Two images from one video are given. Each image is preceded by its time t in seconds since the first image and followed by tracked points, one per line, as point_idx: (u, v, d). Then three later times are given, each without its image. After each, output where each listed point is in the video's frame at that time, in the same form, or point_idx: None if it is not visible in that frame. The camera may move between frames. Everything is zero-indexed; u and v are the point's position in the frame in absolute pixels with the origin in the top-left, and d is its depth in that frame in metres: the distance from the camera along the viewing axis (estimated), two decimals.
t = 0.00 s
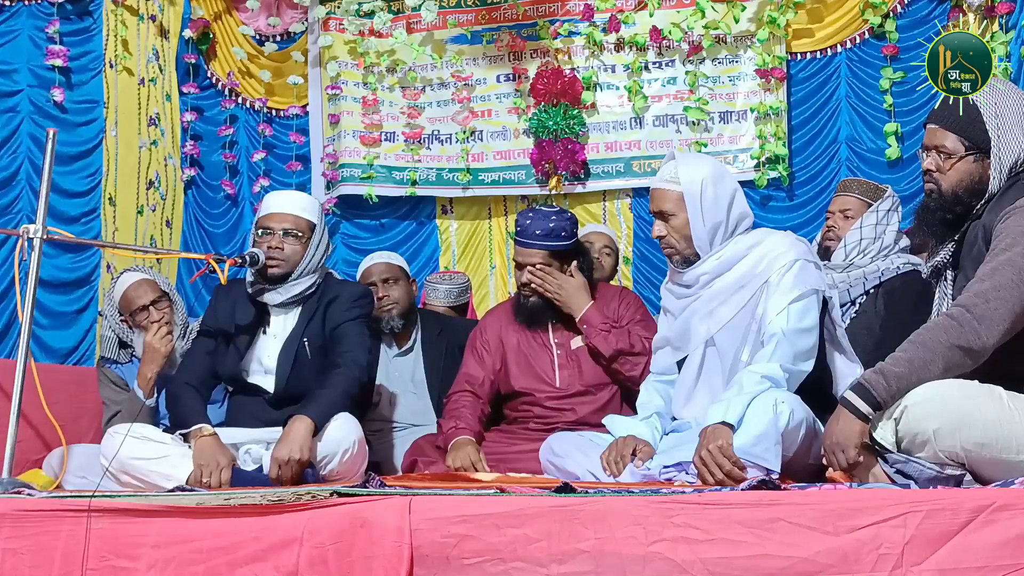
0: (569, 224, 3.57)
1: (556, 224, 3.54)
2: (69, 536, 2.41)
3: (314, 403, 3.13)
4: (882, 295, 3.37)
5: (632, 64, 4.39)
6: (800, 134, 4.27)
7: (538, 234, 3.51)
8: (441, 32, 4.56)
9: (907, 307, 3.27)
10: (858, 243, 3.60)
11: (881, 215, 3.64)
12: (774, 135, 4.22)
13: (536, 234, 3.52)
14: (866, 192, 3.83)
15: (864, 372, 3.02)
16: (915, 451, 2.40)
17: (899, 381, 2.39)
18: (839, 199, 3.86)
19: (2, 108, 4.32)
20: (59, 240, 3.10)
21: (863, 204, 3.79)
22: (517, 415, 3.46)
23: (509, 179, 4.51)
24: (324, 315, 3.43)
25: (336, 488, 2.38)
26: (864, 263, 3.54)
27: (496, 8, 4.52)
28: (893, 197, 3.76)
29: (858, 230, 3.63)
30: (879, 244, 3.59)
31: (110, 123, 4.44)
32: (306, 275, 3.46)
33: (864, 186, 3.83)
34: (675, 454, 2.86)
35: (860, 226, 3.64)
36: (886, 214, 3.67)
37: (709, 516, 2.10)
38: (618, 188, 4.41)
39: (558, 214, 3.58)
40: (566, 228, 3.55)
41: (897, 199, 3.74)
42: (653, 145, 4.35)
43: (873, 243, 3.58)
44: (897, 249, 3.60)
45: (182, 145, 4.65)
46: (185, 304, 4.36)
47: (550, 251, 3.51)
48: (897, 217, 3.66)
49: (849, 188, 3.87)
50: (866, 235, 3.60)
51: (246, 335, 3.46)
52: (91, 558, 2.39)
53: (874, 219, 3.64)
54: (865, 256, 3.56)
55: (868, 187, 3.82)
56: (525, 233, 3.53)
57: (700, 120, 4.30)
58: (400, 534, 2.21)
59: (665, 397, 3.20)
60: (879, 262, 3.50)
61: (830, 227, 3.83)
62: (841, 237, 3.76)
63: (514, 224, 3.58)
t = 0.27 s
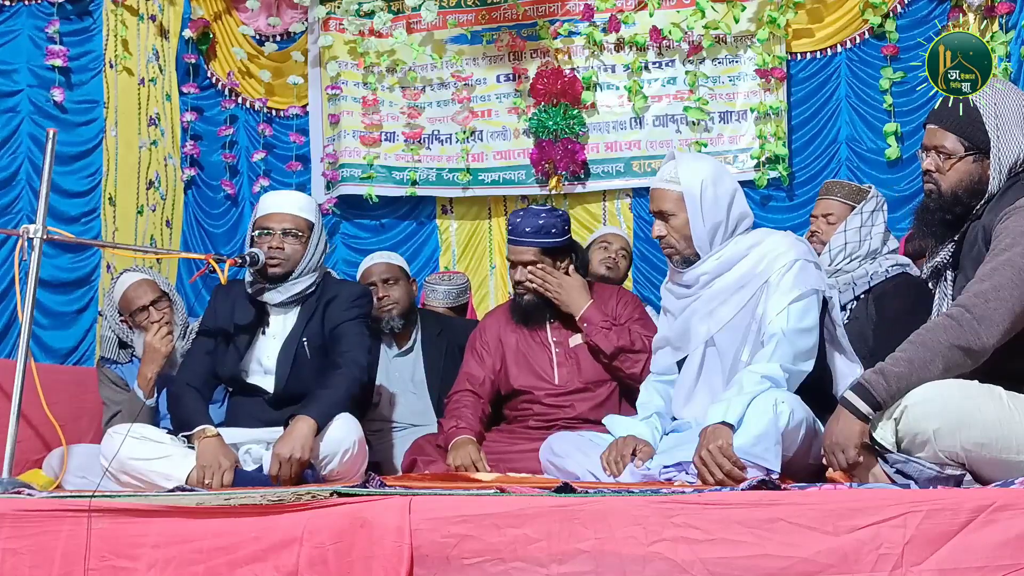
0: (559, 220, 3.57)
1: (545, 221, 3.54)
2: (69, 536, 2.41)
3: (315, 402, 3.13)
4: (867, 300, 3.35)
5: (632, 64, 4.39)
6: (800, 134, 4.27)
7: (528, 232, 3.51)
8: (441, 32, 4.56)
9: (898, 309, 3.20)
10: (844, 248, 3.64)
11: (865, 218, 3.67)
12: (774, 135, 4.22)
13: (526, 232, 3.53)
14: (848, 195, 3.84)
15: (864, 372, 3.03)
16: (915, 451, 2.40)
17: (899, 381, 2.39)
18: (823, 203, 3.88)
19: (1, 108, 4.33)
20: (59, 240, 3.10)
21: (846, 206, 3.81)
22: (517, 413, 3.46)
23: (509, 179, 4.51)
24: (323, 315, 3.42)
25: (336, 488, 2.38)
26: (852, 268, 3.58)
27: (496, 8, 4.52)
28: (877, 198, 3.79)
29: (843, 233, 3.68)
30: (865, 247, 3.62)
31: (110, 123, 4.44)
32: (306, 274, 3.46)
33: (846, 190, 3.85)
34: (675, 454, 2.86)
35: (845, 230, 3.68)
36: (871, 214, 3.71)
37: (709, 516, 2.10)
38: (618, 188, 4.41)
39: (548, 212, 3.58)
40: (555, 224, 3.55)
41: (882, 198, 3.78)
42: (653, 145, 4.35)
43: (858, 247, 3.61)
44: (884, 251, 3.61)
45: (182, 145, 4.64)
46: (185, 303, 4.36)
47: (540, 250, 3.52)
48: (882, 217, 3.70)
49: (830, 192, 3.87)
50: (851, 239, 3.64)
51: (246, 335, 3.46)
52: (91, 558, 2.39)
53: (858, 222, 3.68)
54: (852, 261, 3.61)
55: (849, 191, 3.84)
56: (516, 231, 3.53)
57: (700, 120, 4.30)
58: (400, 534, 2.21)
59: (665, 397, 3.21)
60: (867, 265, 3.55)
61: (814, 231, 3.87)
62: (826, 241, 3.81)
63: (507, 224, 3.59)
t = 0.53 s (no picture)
0: (547, 221, 3.57)
1: (531, 222, 3.53)
2: (69, 536, 2.41)
3: (317, 402, 3.13)
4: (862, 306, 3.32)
5: (632, 64, 4.38)
6: (800, 134, 4.27)
7: (514, 233, 3.52)
8: (441, 32, 4.56)
9: (896, 312, 3.19)
10: (835, 253, 3.61)
11: (855, 221, 3.64)
12: (774, 135, 4.22)
13: (513, 233, 3.53)
14: (836, 200, 3.78)
15: (864, 372, 3.03)
16: (915, 451, 2.40)
17: (899, 381, 2.39)
18: (811, 210, 3.83)
19: (1, 108, 4.33)
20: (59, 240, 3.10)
21: (835, 211, 3.77)
22: (515, 414, 3.46)
23: (509, 179, 4.51)
24: (323, 315, 3.42)
25: (336, 488, 2.38)
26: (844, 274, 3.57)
27: (496, 8, 4.52)
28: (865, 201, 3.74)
29: (833, 239, 3.64)
30: (856, 251, 3.60)
31: (110, 123, 4.45)
32: (305, 273, 3.46)
33: (834, 195, 3.78)
34: (675, 454, 2.86)
35: (836, 235, 3.65)
36: (860, 216, 3.68)
37: (709, 516, 2.10)
38: (618, 188, 4.41)
39: (535, 213, 3.57)
40: (542, 224, 3.55)
41: (870, 199, 3.74)
42: (653, 145, 4.35)
43: (849, 252, 3.59)
44: (875, 253, 3.61)
45: (182, 144, 4.64)
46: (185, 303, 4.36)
47: (530, 250, 3.51)
48: (872, 218, 3.67)
49: (817, 197, 3.83)
50: (842, 245, 3.61)
51: (246, 335, 3.46)
52: (91, 558, 2.39)
53: (848, 225, 3.65)
54: (844, 266, 3.58)
55: (837, 195, 3.77)
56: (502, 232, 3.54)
57: (700, 120, 4.30)
58: (400, 534, 2.21)
59: (665, 397, 3.21)
60: (859, 270, 3.54)
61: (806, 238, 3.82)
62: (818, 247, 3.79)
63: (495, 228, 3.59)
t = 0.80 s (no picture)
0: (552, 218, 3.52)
1: (545, 220, 3.50)
2: (69, 536, 2.41)
3: (317, 402, 3.13)
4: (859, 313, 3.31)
5: (632, 65, 4.39)
6: (800, 134, 4.26)
7: (530, 234, 3.46)
8: (441, 32, 4.56)
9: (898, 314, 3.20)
10: (837, 255, 3.60)
11: (858, 224, 3.64)
12: (774, 135, 4.22)
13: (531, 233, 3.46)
14: (838, 201, 3.80)
15: (864, 372, 3.03)
16: (915, 451, 2.40)
17: (899, 381, 2.39)
18: (812, 211, 3.84)
19: (2, 108, 4.34)
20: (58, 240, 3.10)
21: (837, 214, 3.76)
22: (512, 414, 3.46)
23: (509, 179, 4.51)
24: (322, 314, 3.42)
25: (334, 489, 2.41)
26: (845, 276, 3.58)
27: (496, 8, 4.52)
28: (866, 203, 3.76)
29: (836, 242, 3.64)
30: (858, 252, 3.60)
31: (110, 123, 4.44)
32: (302, 273, 3.47)
33: (835, 196, 3.80)
34: (675, 454, 2.86)
35: (838, 238, 3.64)
36: (861, 219, 3.67)
37: (709, 516, 2.10)
38: (618, 188, 4.41)
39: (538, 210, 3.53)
40: (554, 223, 3.52)
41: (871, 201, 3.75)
42: (653, 145, 4.35)
43: (851, 255, 3.59)
44: (878, 254, 3.60)
45: (182, 144, 4.64)
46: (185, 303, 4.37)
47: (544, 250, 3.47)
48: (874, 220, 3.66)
49: (819, 199, 3.83)
50: (844, 247, 3.60)
51: (246, 336, 3.47)
52: (90, 558, 2.39)
53: (850, 228, 3.65)
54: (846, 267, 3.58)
55: (840, 197, 3.78)
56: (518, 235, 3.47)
57: (700, 120, 4.30)
58: (400, 534, 2.21)
59: (665, 397, 3.20)
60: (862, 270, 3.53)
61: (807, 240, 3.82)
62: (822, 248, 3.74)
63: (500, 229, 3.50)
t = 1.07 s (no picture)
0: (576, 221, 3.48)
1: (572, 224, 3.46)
2: (68, 536, 2.40)
3: (317, 402, 3.15)
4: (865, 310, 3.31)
5: (632, 64, 4.38)
6: (800, 134, 4.26)
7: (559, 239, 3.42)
8: (441, 32, 4.55)
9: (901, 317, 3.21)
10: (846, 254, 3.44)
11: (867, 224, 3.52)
12: (774, 135, 4.23)
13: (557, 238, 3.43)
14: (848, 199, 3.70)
15: (864, 372, 3.04)
16: (915, 451, 2.43)
17: (899, 381, 2.52)
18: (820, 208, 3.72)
19: (2, 108, 4.37)
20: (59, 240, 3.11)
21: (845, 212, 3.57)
22: (515, 413, 3.44)
23: (509, 179, 4.51)
24: (322, 314, 3.43)
25: (336, 488, 2.43)
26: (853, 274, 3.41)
27: (496, 8, 4.51)
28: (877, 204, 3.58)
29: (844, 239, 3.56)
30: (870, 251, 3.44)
31: (110, 123, 4.47)
32: (301, 272, 3.47)
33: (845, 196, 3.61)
34: (675, 454, 2.87)
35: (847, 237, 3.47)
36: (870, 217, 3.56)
37: (709, 516, 2.22)
38: (618, 188, 4.40)
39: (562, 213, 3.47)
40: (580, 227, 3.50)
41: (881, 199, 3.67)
42: (653, 145, 4.35)
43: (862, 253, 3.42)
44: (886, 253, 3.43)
45: (182, 145, 4.58)
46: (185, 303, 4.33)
47: (568, 254, 3.46)
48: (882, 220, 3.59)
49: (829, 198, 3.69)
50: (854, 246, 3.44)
51: (246, 336, 3.47)
52: (90, 558, 2.38)
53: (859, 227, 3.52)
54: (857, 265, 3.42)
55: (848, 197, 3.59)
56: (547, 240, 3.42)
57: (700, 120, 4.31)
58: (400, 534, 2.27)
59: (665, 397, 3.17)
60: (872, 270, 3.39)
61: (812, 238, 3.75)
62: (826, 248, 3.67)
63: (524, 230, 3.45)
